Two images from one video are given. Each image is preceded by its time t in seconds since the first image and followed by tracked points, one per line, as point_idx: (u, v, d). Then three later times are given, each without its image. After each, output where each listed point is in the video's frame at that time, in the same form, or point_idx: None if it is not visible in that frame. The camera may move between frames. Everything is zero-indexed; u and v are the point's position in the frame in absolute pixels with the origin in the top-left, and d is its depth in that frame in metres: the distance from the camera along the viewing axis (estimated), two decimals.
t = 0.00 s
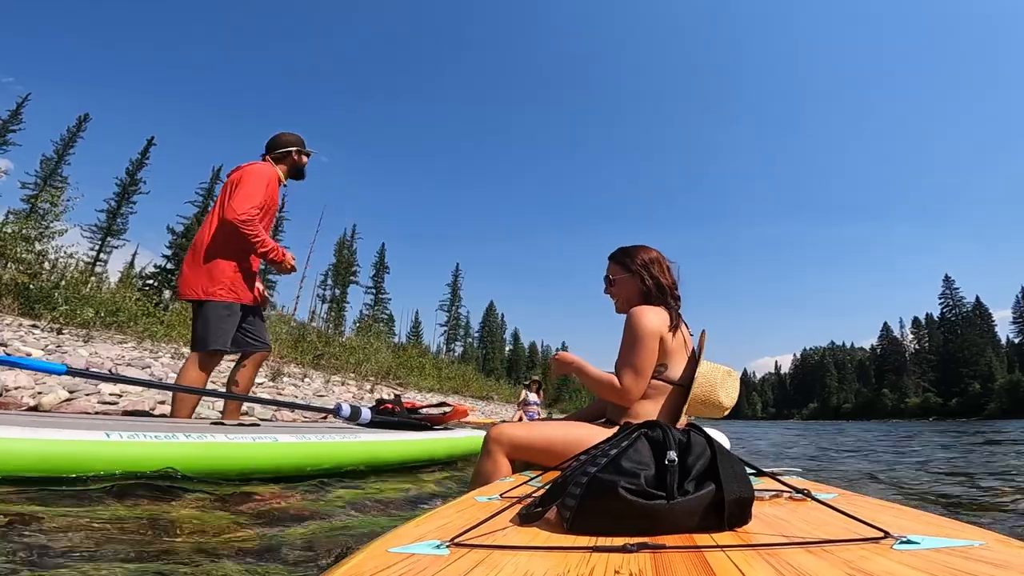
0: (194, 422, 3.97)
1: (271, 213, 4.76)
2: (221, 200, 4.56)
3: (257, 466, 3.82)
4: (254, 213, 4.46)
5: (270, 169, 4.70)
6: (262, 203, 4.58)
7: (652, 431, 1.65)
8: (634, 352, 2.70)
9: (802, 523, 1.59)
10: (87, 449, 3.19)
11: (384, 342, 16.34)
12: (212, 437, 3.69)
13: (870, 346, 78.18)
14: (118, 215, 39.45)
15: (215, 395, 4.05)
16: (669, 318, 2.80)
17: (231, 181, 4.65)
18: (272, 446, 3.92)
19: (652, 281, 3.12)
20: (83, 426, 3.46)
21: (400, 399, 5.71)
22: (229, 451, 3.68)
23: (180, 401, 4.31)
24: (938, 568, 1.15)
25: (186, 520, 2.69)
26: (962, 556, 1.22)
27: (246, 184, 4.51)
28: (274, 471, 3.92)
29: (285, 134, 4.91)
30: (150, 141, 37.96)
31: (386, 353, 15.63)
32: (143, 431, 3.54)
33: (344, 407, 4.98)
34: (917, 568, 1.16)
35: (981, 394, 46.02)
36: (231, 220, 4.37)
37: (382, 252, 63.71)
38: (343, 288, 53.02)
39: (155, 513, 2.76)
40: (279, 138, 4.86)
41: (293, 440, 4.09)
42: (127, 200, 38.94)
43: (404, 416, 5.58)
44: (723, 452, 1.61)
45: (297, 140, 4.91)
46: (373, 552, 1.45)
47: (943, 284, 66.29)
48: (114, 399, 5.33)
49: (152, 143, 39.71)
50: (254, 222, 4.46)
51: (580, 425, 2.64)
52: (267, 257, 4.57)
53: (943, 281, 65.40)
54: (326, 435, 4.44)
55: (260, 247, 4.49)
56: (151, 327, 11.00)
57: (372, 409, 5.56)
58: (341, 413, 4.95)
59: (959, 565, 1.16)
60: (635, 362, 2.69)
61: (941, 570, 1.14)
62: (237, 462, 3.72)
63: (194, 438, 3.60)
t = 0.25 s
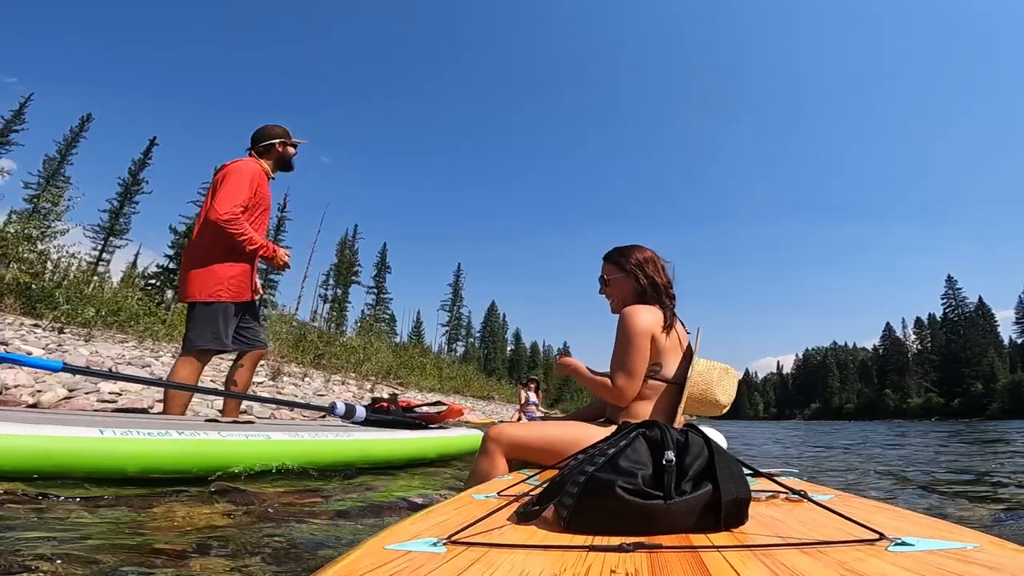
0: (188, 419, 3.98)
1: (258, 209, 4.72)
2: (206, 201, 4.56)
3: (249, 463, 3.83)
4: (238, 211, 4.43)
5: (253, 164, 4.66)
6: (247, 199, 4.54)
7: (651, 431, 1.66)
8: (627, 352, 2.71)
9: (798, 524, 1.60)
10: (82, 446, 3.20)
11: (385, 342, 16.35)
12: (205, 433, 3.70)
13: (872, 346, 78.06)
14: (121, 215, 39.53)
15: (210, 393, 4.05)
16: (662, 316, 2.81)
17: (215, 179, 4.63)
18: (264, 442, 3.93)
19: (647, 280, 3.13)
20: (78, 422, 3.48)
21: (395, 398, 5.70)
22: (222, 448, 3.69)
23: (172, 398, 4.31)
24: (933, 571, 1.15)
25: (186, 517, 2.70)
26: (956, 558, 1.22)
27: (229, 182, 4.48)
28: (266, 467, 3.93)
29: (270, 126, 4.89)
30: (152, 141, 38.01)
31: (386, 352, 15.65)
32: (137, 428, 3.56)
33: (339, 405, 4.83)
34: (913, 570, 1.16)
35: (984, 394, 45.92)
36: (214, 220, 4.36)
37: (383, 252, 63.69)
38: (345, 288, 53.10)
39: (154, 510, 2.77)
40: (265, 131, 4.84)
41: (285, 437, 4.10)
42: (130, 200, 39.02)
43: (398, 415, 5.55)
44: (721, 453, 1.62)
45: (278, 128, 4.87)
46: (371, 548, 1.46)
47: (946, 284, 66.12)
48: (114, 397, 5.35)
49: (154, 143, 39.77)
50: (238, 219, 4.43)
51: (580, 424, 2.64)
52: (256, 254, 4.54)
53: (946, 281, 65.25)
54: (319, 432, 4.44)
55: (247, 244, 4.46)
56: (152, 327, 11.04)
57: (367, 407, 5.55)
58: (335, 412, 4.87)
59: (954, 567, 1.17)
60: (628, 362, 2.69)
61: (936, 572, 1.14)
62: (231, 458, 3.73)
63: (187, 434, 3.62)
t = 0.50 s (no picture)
0: (182, 419, 3.98)
1: (254, 208, 4.72)
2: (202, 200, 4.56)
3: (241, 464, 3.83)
4: (233, 210, 4.43)
5: (249, 164, 4.66)
6: (242, 198, 4.54)
7: (651, 432, 1.65)
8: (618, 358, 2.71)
9: (796, 526, 1.59)
10: (72, 445, 3.21)
11: (387, 341, 16.35)
12: (196, 433, 3.70)
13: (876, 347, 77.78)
14: (125, 215, 39.64)
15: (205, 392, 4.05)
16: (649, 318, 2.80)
17: (212, 179, 4.63)
18: (256, 442, 3.92)
19: (633, 283, 3.12)
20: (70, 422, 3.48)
21: (389, 398, 5.74)
22: (214, 448, 3.69)
23: (167, 397, 4.30)
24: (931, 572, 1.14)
25: (184, 516, 2.71)
26: (955, 561, 1.22)
27: (224, 181, 4.48)
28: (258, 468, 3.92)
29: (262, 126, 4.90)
30: (155, 142, 38.12)
31: (388, 352, 15.66)
32: (128, 427, 3.56)
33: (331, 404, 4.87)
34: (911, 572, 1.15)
35: (989, 395, 45.71)
36: (209, 219, 4.36)
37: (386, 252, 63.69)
38: (348, 287, 53.17)
39: (154, 510, 2.78)
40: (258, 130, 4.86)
41: (276, 437, 4.08)
42: (134, 200, 39.13)
43: (392, 415, 5.50)
44: (720, 455, 1.61)
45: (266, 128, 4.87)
46: (370, 548, 1.46)
47: (951, 285, 65.82)
48: (113, 396, 5.37)
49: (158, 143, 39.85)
50: (234, 218, 4.42)
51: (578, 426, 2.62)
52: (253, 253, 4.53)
53: (950, 281, 64.98)
54: (312, 433, 4.42)
55: (243, 243, 4.45)
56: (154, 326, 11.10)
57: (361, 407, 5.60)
58: (328, 412, 4.87)
59: (952, 569, 1.16)
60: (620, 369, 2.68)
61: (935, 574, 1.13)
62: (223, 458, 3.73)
63: (178, 434, 3.62)
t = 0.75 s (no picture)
0: (170, 416, 4.00)
1: (247, 211, 4.75)
2: (195, 201, 4.59)
3: (224, 458, 3.85)
4: (226, 211, 4.46)
5: (243, 167, 4.70)
6: (235, 200, 4.56)
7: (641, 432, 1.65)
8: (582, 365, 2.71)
9: (784, 526, 1.60)
10: (54, 438, 3.24)
11: (388, 341, 16.39)
12: (179, 428, 3.72)
13: (880, 347, 77.55)
14: (129, 215, 39.78)
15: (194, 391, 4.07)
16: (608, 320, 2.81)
17: (206, 181, 4.66)
18: (238, 438, 3.93)
19: (589, 288, 3.13)
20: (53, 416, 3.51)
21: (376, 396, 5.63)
22: (197, 443, 3.71)
23: (156, 396, 4.32)
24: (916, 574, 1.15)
25: (178, 514, 2.72)
26: (940, 562, 1.22)
27: (217, 183, 4.51)
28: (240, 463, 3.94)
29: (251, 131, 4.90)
30: (158, 142, 38.16)
31: (389, 352, 15.68)
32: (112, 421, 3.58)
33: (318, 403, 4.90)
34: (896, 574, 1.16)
35: (993, 396, 45.52)
36: (202, 220, 4.38)
37: (389, 252, 63.75)
38: (351, 287, 53.27)
39: (149, 508, 2.79)
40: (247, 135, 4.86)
41: (259, 433, 4.08)
42: (138, 200, 39.26)
43: (378, 414, 5.47)
44: (710, 455, 1.61)
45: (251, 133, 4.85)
46: (360, 546, 1.47)
47: (955, 285, 65.59)
48: (109, 395, 5.40)
49: (162, 144, 39.98)
50: (226, 219, 4.45)
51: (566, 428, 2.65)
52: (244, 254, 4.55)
53: (955, 281, 64.75)
54: (295, 428, 4.43)
55: (235, 245, 4.47)
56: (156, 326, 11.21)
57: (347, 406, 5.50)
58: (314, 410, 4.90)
59: (937, 570, 1.16)
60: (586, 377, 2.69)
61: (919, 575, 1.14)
62: (206, 453, 3.74)
63: (161, 428, 3.63)
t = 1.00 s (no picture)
0: (152, 410, 4.04)
1: (232, 211, 4.76)
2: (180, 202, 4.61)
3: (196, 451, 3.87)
4: (209, 211, 4.46)
5: (228, 168, 4.72)
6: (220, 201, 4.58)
7: (622, 428, 1.65)
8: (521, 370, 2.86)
9: (768, 514, 1.59)
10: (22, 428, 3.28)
11: (389, 340, 16.42)
12: (151, 420, 3.74)
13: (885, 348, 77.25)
14: (134, 215, 39.96)
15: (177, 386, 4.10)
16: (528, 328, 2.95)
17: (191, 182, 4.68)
18: (211, 431, 3.94)
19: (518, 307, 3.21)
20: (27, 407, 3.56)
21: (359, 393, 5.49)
22: (168, 436, 3.72)
23: (142, 391, 4.30)
24: (899, 556, 1.14)
25: (169, 500, 2.72)
26: (922, 544, 1.21)
27: (201, 184, 4.53)
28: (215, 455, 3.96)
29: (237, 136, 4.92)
30: (163, 143, 38.31)
31: (390, 352, 15.71)
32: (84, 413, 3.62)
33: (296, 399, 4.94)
34: (880, 557, 1.15)
35: (999, 396, 45.28)
36: (184, 219, 4.39)
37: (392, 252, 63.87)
38: (355, 288, 53.37)
39: (141, 496, 2.79)
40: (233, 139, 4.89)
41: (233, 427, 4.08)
42: (144, 201, 39.45)
43: (359, 411, 5.38)
44: (691, 448, 1.61)
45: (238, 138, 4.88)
46: (350, 555, 1.42)
47: (961, 285, 65.30)
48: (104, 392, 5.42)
49: (167, 145, 40.17)
50: (210, 220, 4.46)
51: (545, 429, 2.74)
52: (227, 254, 4.55)
53: (960, 281, 64.46)
54: (271, 423, 4.42)
55: (218, 245, 4.47)
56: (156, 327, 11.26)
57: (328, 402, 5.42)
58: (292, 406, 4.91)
59: (919, 552, 1.15)
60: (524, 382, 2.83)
61: (903, 557, 1.13)
62: (177, 445, 3.77)
63: (133, 420, 3.66)
